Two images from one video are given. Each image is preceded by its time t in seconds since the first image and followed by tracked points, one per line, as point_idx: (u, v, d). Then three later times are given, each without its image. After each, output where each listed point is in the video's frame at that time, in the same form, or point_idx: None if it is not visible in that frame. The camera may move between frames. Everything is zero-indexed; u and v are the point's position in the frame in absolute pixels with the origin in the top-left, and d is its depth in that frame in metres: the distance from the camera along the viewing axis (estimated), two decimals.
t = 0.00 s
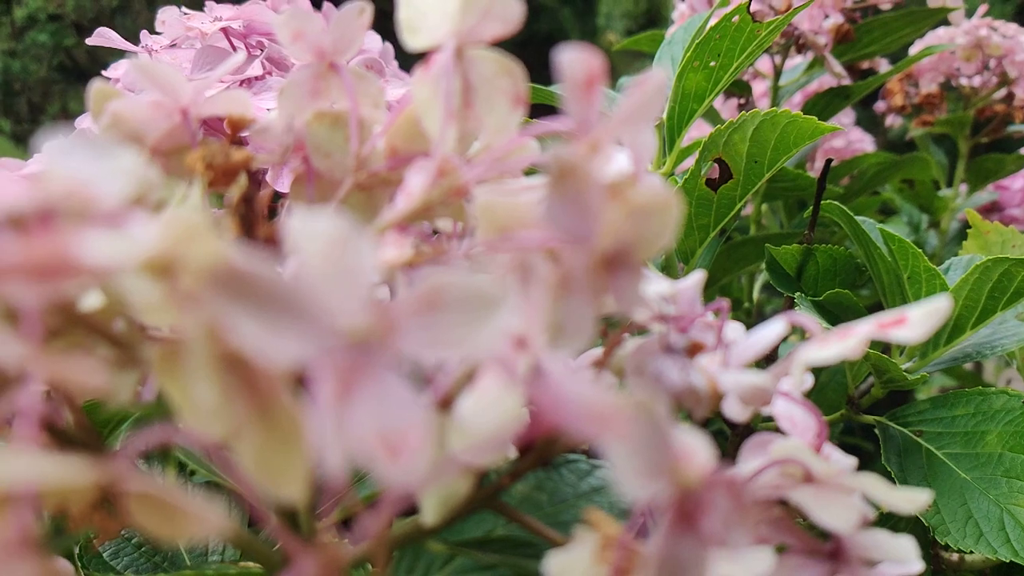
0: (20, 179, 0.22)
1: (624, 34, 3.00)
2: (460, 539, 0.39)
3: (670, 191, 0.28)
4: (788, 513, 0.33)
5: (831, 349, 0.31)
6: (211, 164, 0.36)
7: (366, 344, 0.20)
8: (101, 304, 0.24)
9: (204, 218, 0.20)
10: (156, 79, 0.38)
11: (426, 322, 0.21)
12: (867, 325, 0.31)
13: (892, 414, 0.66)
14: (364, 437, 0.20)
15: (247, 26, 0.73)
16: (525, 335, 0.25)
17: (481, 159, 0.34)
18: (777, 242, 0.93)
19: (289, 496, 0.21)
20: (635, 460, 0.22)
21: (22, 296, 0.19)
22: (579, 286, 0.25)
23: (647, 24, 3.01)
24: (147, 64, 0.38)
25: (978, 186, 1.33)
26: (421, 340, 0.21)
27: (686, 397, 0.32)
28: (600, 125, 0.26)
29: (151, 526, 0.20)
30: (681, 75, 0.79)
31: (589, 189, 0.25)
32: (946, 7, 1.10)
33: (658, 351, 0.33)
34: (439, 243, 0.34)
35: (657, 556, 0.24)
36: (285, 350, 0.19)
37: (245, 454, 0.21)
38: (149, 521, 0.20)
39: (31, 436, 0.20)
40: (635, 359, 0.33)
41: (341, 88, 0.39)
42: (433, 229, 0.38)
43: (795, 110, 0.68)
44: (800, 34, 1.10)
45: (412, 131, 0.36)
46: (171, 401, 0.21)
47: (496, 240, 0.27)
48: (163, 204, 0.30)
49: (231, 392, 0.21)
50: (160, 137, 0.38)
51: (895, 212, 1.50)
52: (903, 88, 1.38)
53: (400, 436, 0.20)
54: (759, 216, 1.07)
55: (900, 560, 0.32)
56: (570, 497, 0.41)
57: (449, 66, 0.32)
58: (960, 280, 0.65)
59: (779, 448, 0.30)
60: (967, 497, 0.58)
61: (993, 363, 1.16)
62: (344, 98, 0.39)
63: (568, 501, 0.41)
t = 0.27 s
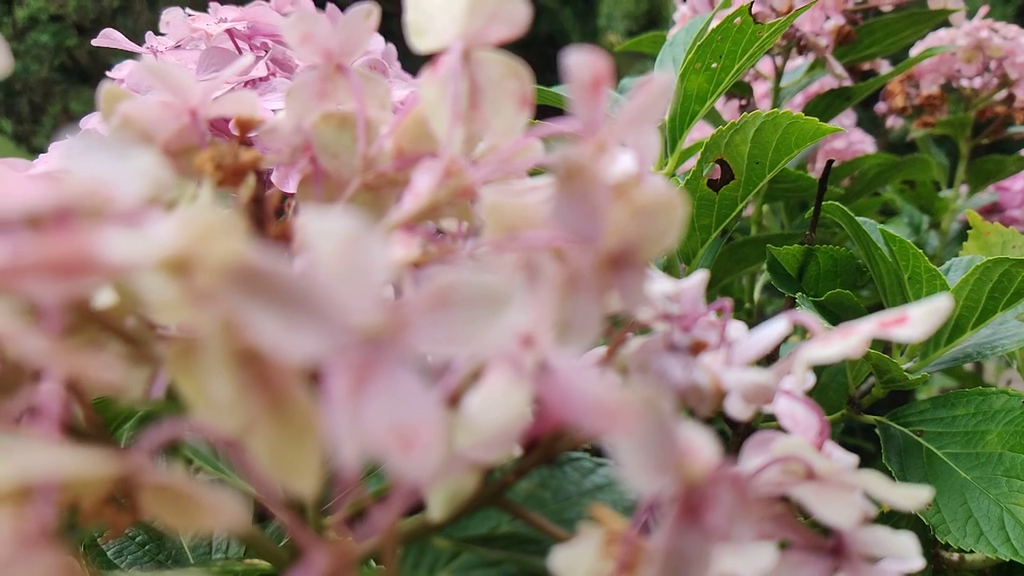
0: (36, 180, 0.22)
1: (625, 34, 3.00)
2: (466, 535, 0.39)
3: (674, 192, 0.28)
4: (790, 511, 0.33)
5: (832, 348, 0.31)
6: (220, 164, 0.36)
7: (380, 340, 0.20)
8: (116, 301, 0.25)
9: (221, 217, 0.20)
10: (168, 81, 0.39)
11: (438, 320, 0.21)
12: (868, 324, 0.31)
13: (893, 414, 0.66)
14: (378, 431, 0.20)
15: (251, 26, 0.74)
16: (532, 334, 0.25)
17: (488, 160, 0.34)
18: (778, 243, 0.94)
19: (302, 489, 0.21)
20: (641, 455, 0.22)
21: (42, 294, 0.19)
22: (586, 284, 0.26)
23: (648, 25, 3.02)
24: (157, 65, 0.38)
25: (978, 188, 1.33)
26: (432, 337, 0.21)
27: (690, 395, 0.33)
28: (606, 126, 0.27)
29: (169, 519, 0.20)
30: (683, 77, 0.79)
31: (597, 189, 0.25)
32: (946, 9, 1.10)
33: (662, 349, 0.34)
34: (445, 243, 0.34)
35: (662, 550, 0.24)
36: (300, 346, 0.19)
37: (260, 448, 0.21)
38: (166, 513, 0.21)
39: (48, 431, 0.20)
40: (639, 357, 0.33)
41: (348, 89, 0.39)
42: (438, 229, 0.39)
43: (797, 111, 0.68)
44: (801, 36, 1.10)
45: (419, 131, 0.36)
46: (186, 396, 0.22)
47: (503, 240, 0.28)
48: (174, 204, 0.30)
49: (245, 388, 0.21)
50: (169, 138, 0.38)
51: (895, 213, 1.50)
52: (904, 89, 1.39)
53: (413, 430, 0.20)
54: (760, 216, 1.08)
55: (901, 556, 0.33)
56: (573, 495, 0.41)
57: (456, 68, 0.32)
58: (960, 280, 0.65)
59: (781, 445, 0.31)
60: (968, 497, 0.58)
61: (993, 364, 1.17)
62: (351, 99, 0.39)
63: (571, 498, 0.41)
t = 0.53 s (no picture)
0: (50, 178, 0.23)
1: (625, 35, 3.01)
2: (470, 532, 0.40)
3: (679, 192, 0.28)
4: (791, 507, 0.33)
5: (834, 346, 0.31)
6: (228, 164, 0.37)
7: (392, 336, 0.21)
8: (130, 297, 0.25)
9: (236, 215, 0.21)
10: (175, 82, 0.39)
11: (448, 317, 0.22)
12: (869, 322, 0.32)
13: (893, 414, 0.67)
14: (390, 425, 0.20)
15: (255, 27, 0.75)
16: (538, 331, 0.26)
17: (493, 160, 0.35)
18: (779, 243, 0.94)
19: (315, 484, 0.22)
20: (647, 449, 0.22)
21: (61, 290, 0.19)
22: (591, 282, 0.26)
23: (648, 25, 3.02)
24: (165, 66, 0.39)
25: (978, 188, 1.34)
26: (443, 333, 0.21)
27: (693, 392, 0.34)
28: (611, 127, 0.27)
29: (182, 511, 0.21)
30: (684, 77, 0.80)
31: (602, 189, 0.26)
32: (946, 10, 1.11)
33: (666, 347, 0.35)
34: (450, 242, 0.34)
35: (667, 544, 0.24)
36: (315, 342, 0.19)
37: (274, 442, 0.22)
38: (180, 506, 0.21)
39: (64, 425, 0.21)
40: (643, 355, 0.34)
41: (355, 90, 0.39)
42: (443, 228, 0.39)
43: (797, 112, 0.69)
44: (801, 37, 1.11)
45: (424, 132, 0.36)
46: (199, 390, 0.22)
47: (509, 239, 0.28)
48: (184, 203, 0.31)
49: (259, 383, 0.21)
50: (177, 138, 0.39)
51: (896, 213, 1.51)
52: (904, 90, 1.41)
53: (425, 424, 0.21)
54: (761, 217, 1.08)
55: (901, 552, 0.33)
56: (577, 492, 0.42)
57: (463, 69, 0.33)
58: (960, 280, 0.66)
59: (783, 443, 0.31)
60: (967, 496, 0.58)
61: (994, 364, 1.17)
62: (357, 99, 0.39)
63: (574, 496, 0.42)
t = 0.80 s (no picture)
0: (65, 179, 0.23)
1: (624, 36, 3.02)
2: (475, 529, 0.40)
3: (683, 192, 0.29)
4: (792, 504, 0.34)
5: (834, 345, 0.32)
6: (236, 165, 0.38)
7: (403, 335, 0.21)
8: (143, 295, 0.25)
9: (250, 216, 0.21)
10: (183, 84, 0.40)
11: (458, 316, 0.22)
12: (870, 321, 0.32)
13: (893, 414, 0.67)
14: (402, 422, 0.21)
15: (258, 30, 0.76)
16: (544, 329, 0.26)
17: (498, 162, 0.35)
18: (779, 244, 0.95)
19: (327, 479, 0.22)
20: (652, 444, 0.23)
21: (80, 289, 0.20)
22: (596, 282, 0.27)
23: (647, 27, 3.03)
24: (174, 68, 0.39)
25: (978, 189, 1.34)
26: (453, 331, 0.22)
27: (697, 390, 0.34)
28: (617, 129, 0.28)
29: (194, 506, 0.21)
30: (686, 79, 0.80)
31: (607, 189, 0.26)
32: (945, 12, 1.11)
33: (668, 347, 0.35)
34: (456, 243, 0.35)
35: (672, 539, 0.25)
36: (329, 341, 0.20)
37: (286, 438, 0.22)
38: (193, 502, 0.21)
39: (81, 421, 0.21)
40: (646, 353, 0.34)
41: (360, 92, 0.40)
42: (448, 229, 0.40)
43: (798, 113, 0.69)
44: (802, 38, 1.11)
45: (429, 133, 0.37)
46: (211, 387, 0.22)
47: (514, 239, 0.28)
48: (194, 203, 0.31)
49: (272, 380, 0.22)
50: (185, 139, 0.39)
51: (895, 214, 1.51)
52: (904, 91, 1.41)
53: (436, 420, 0.21)
54: (761, 218, 1.09)
55: (902, 549, 0.34)
56: (580, 490, 0.42)
57: (469, 71, 0.33)
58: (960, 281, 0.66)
59: (783, 441, 0.32)
60: (967, 495, 0.59)
61: (993, 365, 1.18)
62: (362, 101, 0.40)
63: (577, 494, 0.42)
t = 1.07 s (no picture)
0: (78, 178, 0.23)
1: (625, 37, 3.03)
2: (479, 526, 0.40)
3: (686, 192, 0.29)
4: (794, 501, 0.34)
5: (834, 344, 0.32)
6: (244, 165, 0.38)
7: (414, 331, 0.21)
8: (153, 293, 0.25)
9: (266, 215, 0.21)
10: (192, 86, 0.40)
11: (468, 313, 0.22)
12: (870, 320, 0.33)
13: (893, 413, 0.68)
14: (414, 417, 0.21)
15: (262, 31, 0.76)
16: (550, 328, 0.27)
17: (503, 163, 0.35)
18: (779, 244, 0.95)
19: (337, 474, 0.23)
20: (657, 439, 0.23)
21: (97, 286, 0.20)
22: (602, 281, 0.27)
23: (647, 27, 3.04)
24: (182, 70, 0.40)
25: (978, 190, 1.34)
26: (463, 328, 0.22)
27: (699, 387, 0.35)
28: (622, 130, 0.28)
29: (208, 500, 0.21)
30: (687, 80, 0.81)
31: (612, 190, 0.27)
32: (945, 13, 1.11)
33: (671, 345, 0.35)
34: (461, 243, 0.35)
35: (676, 533, 0.25)
36: (345, 336, 0.20)
37: (298, 433, 0.22)
38: (207, 496, 0.22)
39: (99, 417, 0.22)
40: (650, 352, 0.34)
41: (366, 93, 0.40)
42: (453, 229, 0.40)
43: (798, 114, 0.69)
44: (802, 39, 1.12)
45: (436, 135, 0.38)
46: (224, 385, 0.23)
47: (520, 240, 0.28)
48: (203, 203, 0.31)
49: (284, 375, 0.22)
50: (193, 140, 0.40)
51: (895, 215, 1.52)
52: (904, 92, 1.41)
53: (446, 415, 0.22)
54: (761, 218, 1.09)
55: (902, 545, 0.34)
56: (582, 488, 0.43)
57: (475, 73, 0.34)
58: (959, 281, 0.67)
59: (785, 438, 0.32)
60: (966, 494, 0.59)
61: (993, 365, 1.18)
62: (368, 102, 0.40)
63: (580, 492, 0.43)
